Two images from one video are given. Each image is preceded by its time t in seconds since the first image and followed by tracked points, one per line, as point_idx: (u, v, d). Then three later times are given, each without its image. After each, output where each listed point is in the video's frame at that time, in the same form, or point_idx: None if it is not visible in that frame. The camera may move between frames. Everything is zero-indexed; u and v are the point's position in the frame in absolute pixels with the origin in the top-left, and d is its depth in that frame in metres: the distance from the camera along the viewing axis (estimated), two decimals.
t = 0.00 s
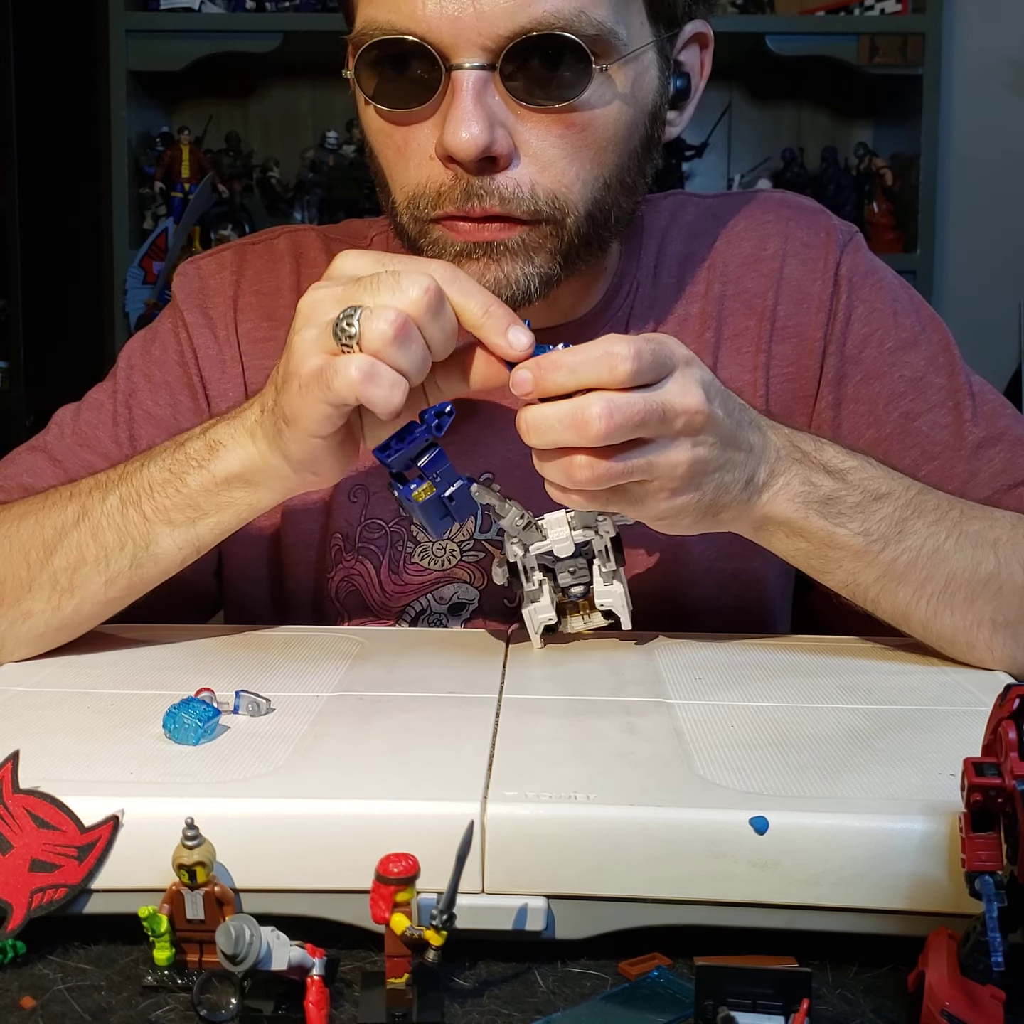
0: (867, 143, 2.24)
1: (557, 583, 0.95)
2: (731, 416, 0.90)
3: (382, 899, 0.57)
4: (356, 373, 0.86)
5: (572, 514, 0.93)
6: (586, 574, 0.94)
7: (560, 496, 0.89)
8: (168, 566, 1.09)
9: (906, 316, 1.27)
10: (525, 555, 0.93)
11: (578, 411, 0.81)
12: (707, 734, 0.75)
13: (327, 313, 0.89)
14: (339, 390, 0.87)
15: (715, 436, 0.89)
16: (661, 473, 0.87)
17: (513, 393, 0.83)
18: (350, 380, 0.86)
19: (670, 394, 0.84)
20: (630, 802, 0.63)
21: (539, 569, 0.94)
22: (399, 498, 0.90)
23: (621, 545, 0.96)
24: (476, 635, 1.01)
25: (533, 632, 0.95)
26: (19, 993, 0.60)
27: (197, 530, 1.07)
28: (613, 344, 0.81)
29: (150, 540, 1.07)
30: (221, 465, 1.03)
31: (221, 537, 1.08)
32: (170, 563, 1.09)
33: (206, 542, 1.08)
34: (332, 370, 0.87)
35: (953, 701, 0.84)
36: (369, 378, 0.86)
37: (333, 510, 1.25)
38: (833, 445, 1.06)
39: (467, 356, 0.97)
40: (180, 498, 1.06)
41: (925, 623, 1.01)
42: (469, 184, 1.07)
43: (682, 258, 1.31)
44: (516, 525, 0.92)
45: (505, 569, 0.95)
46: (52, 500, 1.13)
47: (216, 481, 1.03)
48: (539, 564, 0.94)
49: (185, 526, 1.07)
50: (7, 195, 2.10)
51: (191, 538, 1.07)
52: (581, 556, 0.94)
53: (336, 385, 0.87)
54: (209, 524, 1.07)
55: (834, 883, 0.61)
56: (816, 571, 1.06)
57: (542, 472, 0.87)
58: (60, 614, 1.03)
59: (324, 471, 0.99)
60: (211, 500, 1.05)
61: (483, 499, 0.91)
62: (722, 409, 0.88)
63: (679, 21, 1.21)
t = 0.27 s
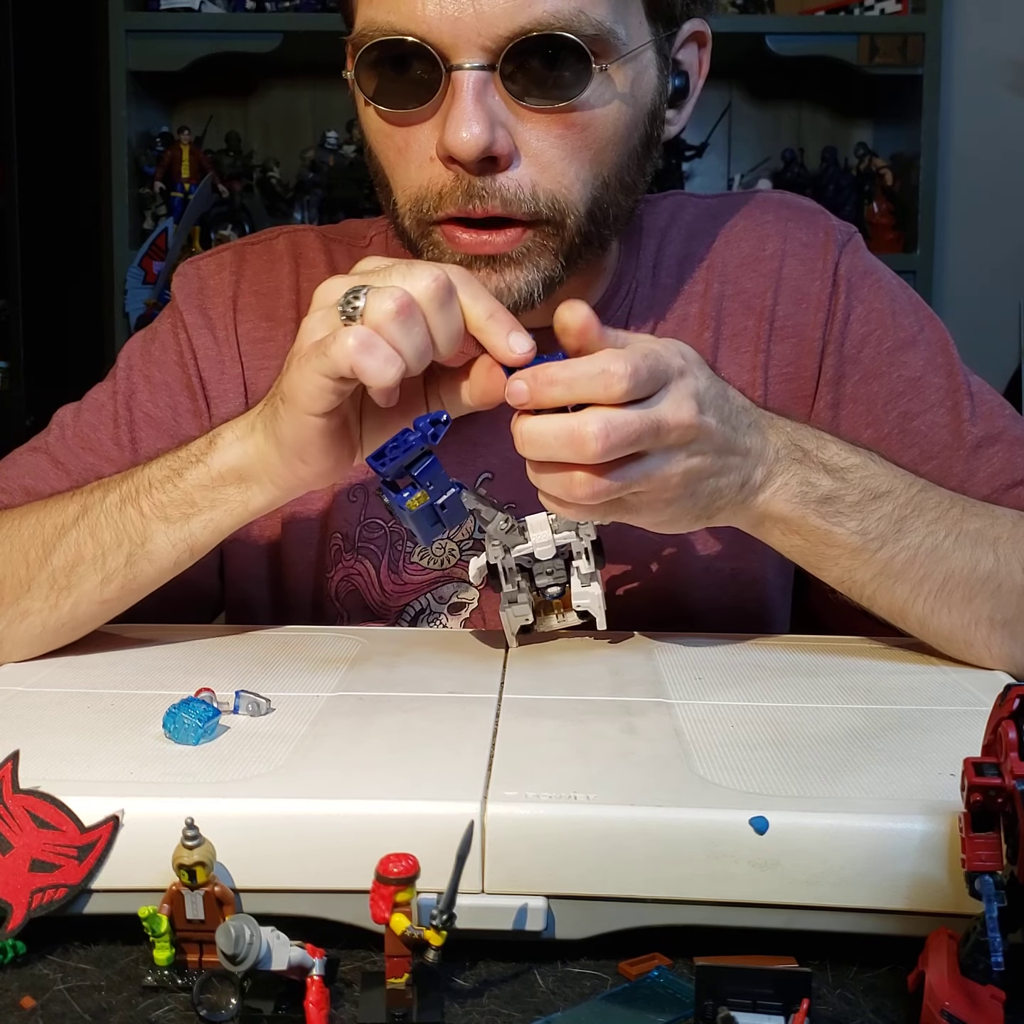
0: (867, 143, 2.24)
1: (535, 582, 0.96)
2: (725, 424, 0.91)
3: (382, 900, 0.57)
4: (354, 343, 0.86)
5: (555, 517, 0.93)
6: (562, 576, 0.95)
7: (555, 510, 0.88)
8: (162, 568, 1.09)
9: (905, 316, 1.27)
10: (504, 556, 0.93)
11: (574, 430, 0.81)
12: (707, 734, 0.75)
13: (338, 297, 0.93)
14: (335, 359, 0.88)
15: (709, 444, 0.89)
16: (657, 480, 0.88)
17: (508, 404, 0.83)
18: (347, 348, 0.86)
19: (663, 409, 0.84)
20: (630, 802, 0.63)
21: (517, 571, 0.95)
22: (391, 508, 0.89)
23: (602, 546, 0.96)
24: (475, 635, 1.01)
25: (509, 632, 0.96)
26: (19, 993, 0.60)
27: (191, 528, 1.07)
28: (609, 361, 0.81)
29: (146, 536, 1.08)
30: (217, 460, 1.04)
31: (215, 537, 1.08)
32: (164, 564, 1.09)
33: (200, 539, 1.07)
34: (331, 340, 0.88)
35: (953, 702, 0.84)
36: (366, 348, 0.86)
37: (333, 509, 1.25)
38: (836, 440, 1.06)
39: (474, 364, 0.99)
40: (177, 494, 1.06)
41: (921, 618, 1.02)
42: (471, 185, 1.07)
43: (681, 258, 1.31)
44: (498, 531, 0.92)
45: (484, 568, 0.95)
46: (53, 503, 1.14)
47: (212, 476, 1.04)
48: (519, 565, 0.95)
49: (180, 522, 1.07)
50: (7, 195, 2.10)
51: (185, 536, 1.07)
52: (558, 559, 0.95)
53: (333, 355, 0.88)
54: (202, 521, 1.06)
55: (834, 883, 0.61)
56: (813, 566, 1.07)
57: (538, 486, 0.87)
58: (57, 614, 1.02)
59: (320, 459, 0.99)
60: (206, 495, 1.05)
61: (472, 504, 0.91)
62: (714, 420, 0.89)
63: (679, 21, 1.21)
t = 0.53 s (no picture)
0: (867, 143, 2.24)
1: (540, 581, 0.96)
2: (727, 420, 0.91)
3: (382, 900, 0.57)
4: (363, 321, 0.87)
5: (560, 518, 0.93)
6: (570, 577, 0.95)
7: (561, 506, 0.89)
8: (155, 568, 1.08)
9: (906, 316, 1.27)
10: (512, 556, 0.93)
11: (576, 425, 0.81)
12: (708, 734, 0.75)
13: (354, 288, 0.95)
14: (343, 337, 0.89)
15: (712, 441, 0.89)
16: (660, 478, 0.88)
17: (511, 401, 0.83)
18: (356, 326, 0.88)
19: (665, 405, 0.84)
20: (630, 802, 0.63)
21: (524, 571, 0.95)
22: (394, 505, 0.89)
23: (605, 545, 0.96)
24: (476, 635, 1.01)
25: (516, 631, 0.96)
26: (19, 993, 0.60)
27: (184, 524, 1.06)
28: (612, 359, 0.81)
29: (140, 534, 1.07)
30: (213, 456, 1.04)
31: (209, 535, 1.07)
32: (157, 564, 1.08)
33: (193, 537, 1.07)
34: (341, 318, 0.89)
35: (953, 701, 0.84)
36: (374, 327, 0.87)
37: (333, 510, 1.25)
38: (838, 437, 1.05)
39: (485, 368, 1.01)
40: (171, 491, 1.06)
41: (922, 618, 1.01)
42: (475, 185, 1.07)
43: (682, 259, 1.31)
44: (504, 531, 0.92)
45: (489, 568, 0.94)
46: (53, 502, 1.14)
47: (207, 472, 1.04)
48: (525, 564, 0.94)
49: (174, 519, 1.06)
50: (7, 195, 2.10)
51: (178, 533, 1.07)
52: (566, 559, 0.95)
53: (341, 333, 0.89)
54: (195, 518, 1.06)
55: (834, 883, 0.61)
56: (814, 564, 1.06)
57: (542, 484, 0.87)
58: (53, 612, 1.02)
59: (313, 450, 0.99)
60: (200, 490, 1.05)
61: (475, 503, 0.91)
62: (716, 416, 0.89)
63: (680, 22, 1.21)
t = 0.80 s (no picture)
0: (867, 143, 2.24)
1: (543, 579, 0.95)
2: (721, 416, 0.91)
3: (382, 900, 0.57)
4: (356, 330, 0.87)
5: (559, 516, 0.93)
6: (572, 574, 0.94)
7: (563, 508, 0.89)
8: (164, 564, 1.08)
9: (904, 316, 1.27)
10: (512, 556, 0.93)
11: (574, 423, 0.81)
12: (708, 734, 0.75)
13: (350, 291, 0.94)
14: (337, 344, 0.89)
15: (708, 437, 0.89)
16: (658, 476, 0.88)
17: (510, 413, 0.83)
18: (349, 334, 0.87)
19: (662, 401, 0.84)
20: (629, 802, 0.63)
21: (525, 570, 0.94)
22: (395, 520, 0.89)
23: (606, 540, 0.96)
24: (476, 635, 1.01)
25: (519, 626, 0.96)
26: (19, 993, 0.60)
27: (193, 521, 1.07)
28: (606, 361, 0.81)
29: (148, 530, 1.07)
30: (222, 453, 1.04)
31: (216, 532, 1.07)
32: (165, 560, 1.08)
33: (201, 534, 1.07)
34: (335, 325, 0.89)
35: (953, 701, 0.84)
36: (368, 334, 0.87)
37: (332, 509, 1.26)
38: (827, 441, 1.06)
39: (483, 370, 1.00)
40: (180, 488, 1.06)
41: (918, 619, 1.01)
42: (473, 186, 1.07)
43: (682, 259, 1.31)
44: (504, 532, 0.92)
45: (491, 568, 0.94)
46: (60, 499, 1.14)
47: (216, 469, 1.04)
48: (527, 564, 0.94)
49: (182, 516, 1.07)
50: (7, 195, 2.10)
51: (187, 530, 1.07)
52: (567, 556, 0.94)
53: (336, 341, 0.89)
54: (203, 514, 1.06)
55: (833, 883, 0.61)
56: (810, 568, 1.07)
57: (543, 487, 0.87)
58: (58, 608, 1.02)
59: (320, 449, 0.99)
60: (208, 487, 1.05)
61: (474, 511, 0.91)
62: (712, 412, 0.89)
63: (680, 22, 1.21)
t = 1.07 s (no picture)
0: (867, 143, 2.24)
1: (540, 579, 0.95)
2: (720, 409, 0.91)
3: (382, 900, 0.57)
4: (370, 353, 0.87)
5: (556, 515, 0.93)
6: (569, 572, 0.94)
7: (562, 498, 0.89)
8: (187, 563, 1.09)
9: (903, 315, 1.26)
10: (510, 556, 0.93)
11: (574, 415, 0.81)
12: (708, 734, 0.75)
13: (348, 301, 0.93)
14: (351, 368, 0.88)
15: (708, 431, 0.89)
16: (657, 470, 0.88)
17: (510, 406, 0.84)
18: (364, 359, 0.87)
19: (662, 393, 0.84)
20: (630, 802, 0.63)
21: (522, 569, 0.94)
22: (395, 516, 0.89)
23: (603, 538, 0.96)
24: (476, 634, 1.01)
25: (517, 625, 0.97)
26: (19, 993, 0.60)
27: (218, 523, 1.07)
28: (606, 353, 0.82)
29: (171, 532, 1.07)
30: (245, 458, 1.04)
31: (242, 534, 1.08)
32: (189, 559, 1.08)
33: (227, 536, 1.07)
34: (346, 348, 0.89)
35: (953, 701, 0.84)
36: (383, 358, 0.87)
37: (332, 508, 1.26)
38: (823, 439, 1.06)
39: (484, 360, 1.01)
40: (203, 491, 1.06)
41: (914, 618, 1.02)
42: (473, 186, 1.07)
43: (682, 259, 1.31)
44: (503, 531, 0.92)
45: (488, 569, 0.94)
46: (77, 493, 1.12)
47: (240, 476, 1.04)
48: (523, 563, 0.94)
49: (207, 518, 1.07)
50: (7, 194, 2.10)
51: (211, 531, 1.07)
52: (564, 555, 0.94)
53: (349, 364, 0.88)
54: (230, 517, 1.06)
55: (834, 883, 0.61)
56: (806, 565, 1.06)
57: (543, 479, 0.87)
58: (74, 609, 1.03)
59: (348, 456, 1.00)
60: (233, 491, 1.05)
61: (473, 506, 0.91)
62: (710, 405, 0.89)
63: (682, 23, 1.21)
